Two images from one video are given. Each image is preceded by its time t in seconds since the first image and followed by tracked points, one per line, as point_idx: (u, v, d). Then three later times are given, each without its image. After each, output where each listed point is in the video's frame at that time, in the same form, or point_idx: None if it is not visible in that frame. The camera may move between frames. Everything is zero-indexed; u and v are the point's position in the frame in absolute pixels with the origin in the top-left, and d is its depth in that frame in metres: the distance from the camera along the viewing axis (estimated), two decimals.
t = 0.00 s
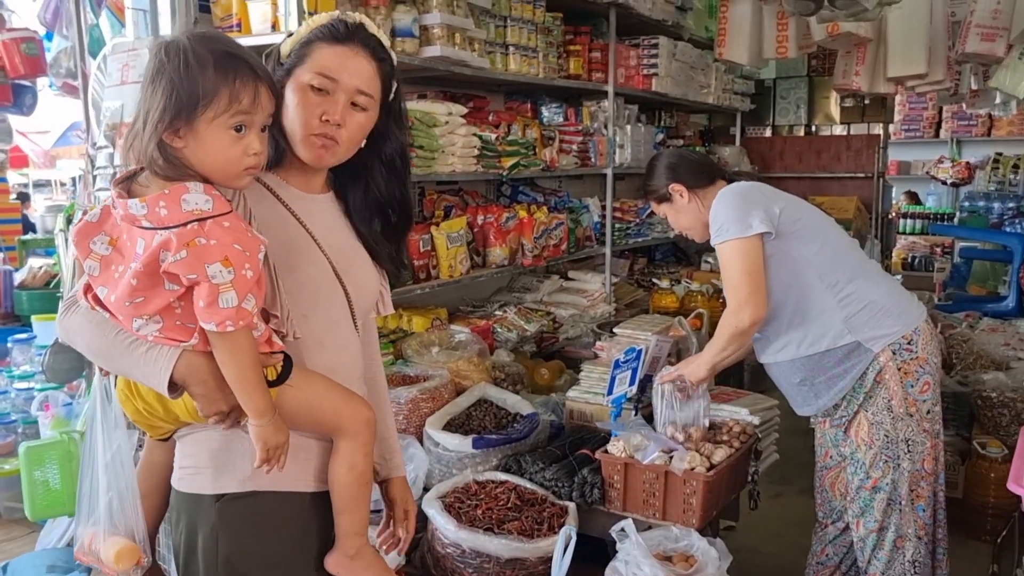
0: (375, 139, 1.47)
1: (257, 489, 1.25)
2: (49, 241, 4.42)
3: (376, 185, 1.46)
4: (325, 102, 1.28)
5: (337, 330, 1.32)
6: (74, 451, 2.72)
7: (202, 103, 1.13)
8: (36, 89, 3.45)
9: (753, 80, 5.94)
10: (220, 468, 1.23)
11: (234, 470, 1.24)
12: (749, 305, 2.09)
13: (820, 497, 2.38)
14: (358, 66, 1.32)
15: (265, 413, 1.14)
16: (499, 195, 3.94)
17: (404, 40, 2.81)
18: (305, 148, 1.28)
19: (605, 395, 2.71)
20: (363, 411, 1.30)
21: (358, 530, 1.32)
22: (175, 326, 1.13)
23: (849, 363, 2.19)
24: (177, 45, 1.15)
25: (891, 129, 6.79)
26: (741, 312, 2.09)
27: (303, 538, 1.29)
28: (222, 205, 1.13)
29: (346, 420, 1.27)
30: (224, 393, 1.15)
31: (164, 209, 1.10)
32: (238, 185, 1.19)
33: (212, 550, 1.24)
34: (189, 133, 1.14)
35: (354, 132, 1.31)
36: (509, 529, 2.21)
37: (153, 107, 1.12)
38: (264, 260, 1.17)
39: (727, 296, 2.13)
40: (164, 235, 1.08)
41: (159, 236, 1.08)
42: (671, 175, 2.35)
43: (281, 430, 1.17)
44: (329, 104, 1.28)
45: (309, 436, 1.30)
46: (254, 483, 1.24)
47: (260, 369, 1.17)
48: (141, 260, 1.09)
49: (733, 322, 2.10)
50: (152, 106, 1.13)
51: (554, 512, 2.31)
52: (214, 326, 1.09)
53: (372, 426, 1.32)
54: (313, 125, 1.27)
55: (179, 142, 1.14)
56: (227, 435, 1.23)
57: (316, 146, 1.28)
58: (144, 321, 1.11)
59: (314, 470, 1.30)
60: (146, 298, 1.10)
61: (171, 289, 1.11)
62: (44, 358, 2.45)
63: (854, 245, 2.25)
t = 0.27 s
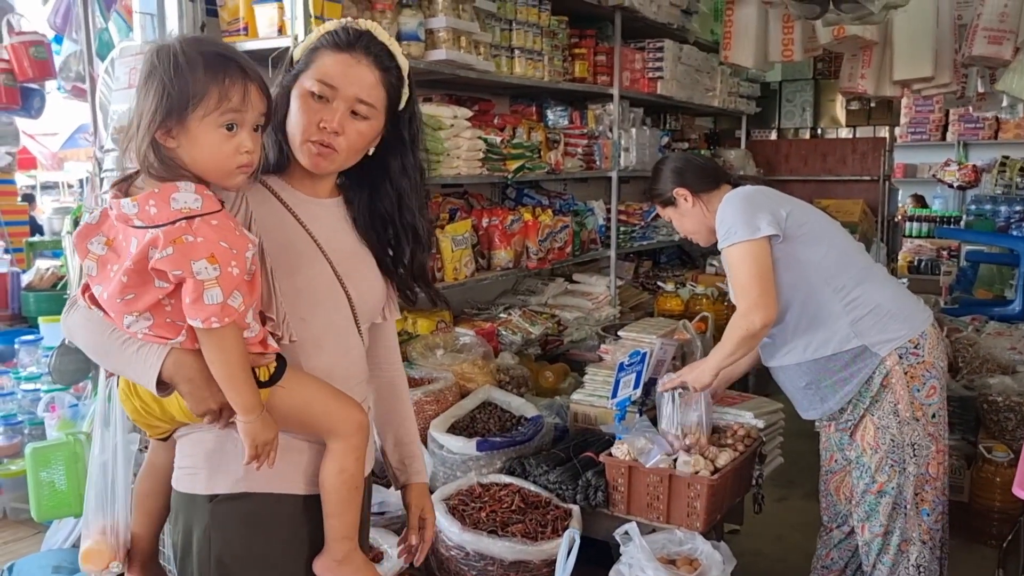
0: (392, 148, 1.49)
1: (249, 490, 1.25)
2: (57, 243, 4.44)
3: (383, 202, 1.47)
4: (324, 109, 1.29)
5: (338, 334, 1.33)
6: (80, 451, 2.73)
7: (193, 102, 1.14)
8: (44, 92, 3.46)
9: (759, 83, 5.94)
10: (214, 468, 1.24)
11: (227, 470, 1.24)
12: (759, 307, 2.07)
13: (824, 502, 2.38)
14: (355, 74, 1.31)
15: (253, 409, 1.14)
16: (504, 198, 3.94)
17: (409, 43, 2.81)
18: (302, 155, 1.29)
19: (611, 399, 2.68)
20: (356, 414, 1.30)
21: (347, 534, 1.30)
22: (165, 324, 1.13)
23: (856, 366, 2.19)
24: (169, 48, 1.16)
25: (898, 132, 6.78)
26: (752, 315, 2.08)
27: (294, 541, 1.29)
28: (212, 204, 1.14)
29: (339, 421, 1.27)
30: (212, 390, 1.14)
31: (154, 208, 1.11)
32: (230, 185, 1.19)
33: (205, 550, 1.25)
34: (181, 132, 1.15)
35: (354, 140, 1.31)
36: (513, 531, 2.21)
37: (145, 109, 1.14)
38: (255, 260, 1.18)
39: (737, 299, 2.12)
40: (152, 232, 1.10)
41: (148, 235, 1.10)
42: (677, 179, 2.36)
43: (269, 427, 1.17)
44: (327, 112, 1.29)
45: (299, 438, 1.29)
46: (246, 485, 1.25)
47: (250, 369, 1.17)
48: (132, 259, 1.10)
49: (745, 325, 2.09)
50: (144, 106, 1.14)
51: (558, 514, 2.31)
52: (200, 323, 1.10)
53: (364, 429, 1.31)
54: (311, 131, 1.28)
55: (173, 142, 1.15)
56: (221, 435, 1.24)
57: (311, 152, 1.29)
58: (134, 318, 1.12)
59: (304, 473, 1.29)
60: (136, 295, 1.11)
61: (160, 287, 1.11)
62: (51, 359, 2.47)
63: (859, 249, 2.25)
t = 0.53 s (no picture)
0: (403, 152, 1.49)
1: (249, 491, 1.25)
2: (63, 245, 4.46)
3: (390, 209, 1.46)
4: (327, 112, 1.30)
5: (340, 336, 1.33)
6: (87, 453, 2.73)
7: (184, 103, 1.15)
8: (52, 93, 3.48)
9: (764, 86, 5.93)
10: (215, 468, 1.24)
11: (226, 470, 1.25)
12: (765, 312, 2.07)
13: (832, 505, 2.38)
14: (360, 75, 1.32)
15: (243, 410, 1.14)
16: (510, 201, 3.94)
17: (416, 45, 2.82)
18: (306, 157, 1.30)
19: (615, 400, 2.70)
20: (355, 415, 1.29)
21: (348, 537, 1.30)
22: (160, 325, 1.14)
23: (864, 371, 2.19)
24: (161, 51, 1.16)
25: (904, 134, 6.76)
26: (758, 320, 2.08)
27: (293, 544, 1.29)
28: (203, 204, 1.14)
29: (337, 423, 1.26)
30: (205, 391, 1.15)
31: (145, 209, 1.11)
32: (224, 184, 1.20)
33: (204, 551, 1.26)
34: (174, 133, 1.15)
35: (358, 143, 1.31)
36: (518, 534, 2.21)
37: (138, 112, 1.14)
38: (249, 260, 1.18)
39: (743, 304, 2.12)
40: (142, 234, 1.10)
41: (139, 236, 1.10)
42: (681, 186, 2.35)
43: (260, 429, 1.17)
44: (332, 115, 1.30)
45: (297, 441, 1.29)
46: (246, 485, 1.25)
47: (245, 370, 1.17)
48: (125, 260, 1.10)
49: (752, 331, 2.09)
50: (137, 109, 1.15)
51: (564, 517, 2.31)
52: (189, 323, 1.10)
53: (363, 432, 1.30)
54: (315, 134, 1.29)
55: (166, 144, 1.16)
56: (223, 436, 1.24)
57: (315, 155, 1.29)
58: (130, 319, 1.13)
59: (300, 476, 1.29)
60: (131, 296, 1.12)
61: (153, 288, 1.11)
62: (57, 361, 2.48)
63: (865, 253, 2.24)
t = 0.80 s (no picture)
0: (416, 151, 1.50)
1: (258, 488, 1.25)
2: (71, 244, 4.47)
3: (404, 205, 1.47)
4: (337, 112, 1.30)
5: (350, 335, 1.33)
6: (95, 451, 2.73)
7: (187, 102, 1.15)
8: (61, 93, 3.49)
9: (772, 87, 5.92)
10: (225, 466, 1.25)
11: (235, 468, 1.25)
12: (770, 314, 2.06)
13: (839, 506, 2.38)
14: (370, 75, 1.32)
15: (250, 409, 1.14)
16: (517, 201, 3.94)
17: (424, 46, 2.82)
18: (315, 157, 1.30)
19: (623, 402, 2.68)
20: (363, 414, 1.29)
21: (354, 535, 1.30)
22: (169, 325, 1.14)
23: (870, 372, 2.18)
24: (162, 50, 1.17)
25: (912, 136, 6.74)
26: (763, 321, 2.07)
27: (302, 541, 1.29)
28: (208, 203, 1.14)
29: (345, 421, 1.27)
30: (213, 390, 1.16)
31: (151, 209, 1.12)
32: (229, 182, 1.20)
33: (213, 547, 1.26)
34: (178, 132, 1.16)
35: (368, 143, 1.32)
36: (525, 534, 2.21)
37: (141, 112, 1.15)
38: (256, 259, 1.18)
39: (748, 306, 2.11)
40: (147, 234, 1.10)
41: (145, 236, 1.10)
42: (687, 190, 2.35)
43: (268, 427, 1.17)
44: (342, 116, 1.30)
45: (307, 438, 1.29)
46: (255, 484, 1.25)
47: (253, 369, 1.18)
48: (132, 260, 1.11)
49: (756, 332, 2.08)
50: (141, 109, 1.15)
51: (571, 517, 2.30)
52: (196, 322, 1.10)
53: (371, 430, 1.30)
54: (324, 133, 1.29)
55: (171, 143, 1.16)
56: (233, 434, 1.25)
57: (325, 155, 1.29)
58: (140, 319, 1.13)
59: (310, 474, 1.29)
60: (139, 296, 1.12)
61: (161, 288, 1.12)
62: (66, 359, 2.49)
63: (873, 254, 2.24)
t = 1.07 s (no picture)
0: (420, 151, 1.50)
1: (271, 488, 1.25)
2: (80, 244, 4.48)
3: (409, 203, 1.47)
4: (347, 109, 1.30)
5: (359, 336, 1.33)
6: (103, 450, 2.75)
7: (204, 103, 1.15)
8: (71, 93, 3.51)
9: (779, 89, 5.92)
10: (237, 466, 1.25)
11: (248, 468, 1.25)
12: (772, 316, 2.06)
13: (846, 509, 2.36)
14: (380, 72, 1.32)
15: (268, 409, 1.15)
16: (524, 202, 3.94)
17: (433, 47, 2.83)
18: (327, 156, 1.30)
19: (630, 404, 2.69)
20: (377, 414, 1.30)
21: (369, 534, 1.32)
22: (184, 327, 1.15)
23: (874, 374, 2.18)
24: (177, 52, 1.18)
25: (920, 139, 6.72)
26: (764, 323, 2.07)
27: (314, 540, 1.30)
28: (224, 205, 1.15)
29: (359, 421, 1.27)
30: (231, 390, 1.16)
31: (167, 211, 1.12)
32: (245, 183, 1.20)
33: (225, 547, 1.26)
34: (194, 133, 1.16)
35: (378, 140, 1.32)
36: (532, 535, 2.21)
37: (157, 112, 1.16)
38: (271, 260, 1.19)
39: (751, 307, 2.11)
40: (164, 236, 1.11)
41: (162, 237, 1.11)
42: (694, 193, 2.35)
43: (285, 427, 1.18)
44: (351, 113, 1.30)
45: (321, 438, 1.30)
46: (268, 483, 1.25)
47: (269, 371, 1.18)
48: (148, 262, 1.11)
49: (757, 334, 2.09)
50: (157, 109, 1.16)
51: (577, 519, 2.30)
52: (215, 324, 1.11)
53: (384, 431, 1.31)
54: (334, 132, 1.29)
55: (186, 144, 1.17)
56: (245, 434, 1.25)
57: (336, 153, 1.30)
58: (155, 321, 1.14)
59: (325, 473, 1.30)
60: (155, 298, 1.13)
61: (177, 289, 1.12)
62: (75, 358, 2.50)
63: (878, 257, 2.23)
